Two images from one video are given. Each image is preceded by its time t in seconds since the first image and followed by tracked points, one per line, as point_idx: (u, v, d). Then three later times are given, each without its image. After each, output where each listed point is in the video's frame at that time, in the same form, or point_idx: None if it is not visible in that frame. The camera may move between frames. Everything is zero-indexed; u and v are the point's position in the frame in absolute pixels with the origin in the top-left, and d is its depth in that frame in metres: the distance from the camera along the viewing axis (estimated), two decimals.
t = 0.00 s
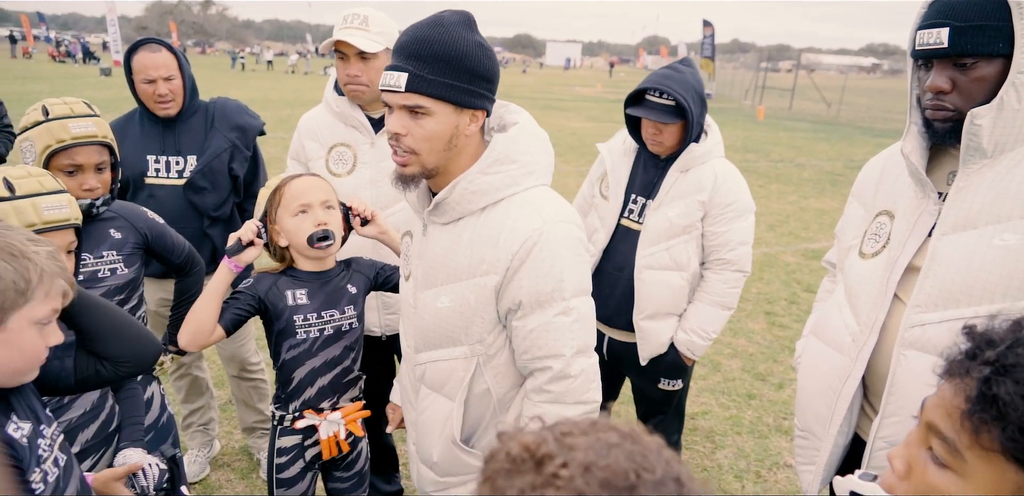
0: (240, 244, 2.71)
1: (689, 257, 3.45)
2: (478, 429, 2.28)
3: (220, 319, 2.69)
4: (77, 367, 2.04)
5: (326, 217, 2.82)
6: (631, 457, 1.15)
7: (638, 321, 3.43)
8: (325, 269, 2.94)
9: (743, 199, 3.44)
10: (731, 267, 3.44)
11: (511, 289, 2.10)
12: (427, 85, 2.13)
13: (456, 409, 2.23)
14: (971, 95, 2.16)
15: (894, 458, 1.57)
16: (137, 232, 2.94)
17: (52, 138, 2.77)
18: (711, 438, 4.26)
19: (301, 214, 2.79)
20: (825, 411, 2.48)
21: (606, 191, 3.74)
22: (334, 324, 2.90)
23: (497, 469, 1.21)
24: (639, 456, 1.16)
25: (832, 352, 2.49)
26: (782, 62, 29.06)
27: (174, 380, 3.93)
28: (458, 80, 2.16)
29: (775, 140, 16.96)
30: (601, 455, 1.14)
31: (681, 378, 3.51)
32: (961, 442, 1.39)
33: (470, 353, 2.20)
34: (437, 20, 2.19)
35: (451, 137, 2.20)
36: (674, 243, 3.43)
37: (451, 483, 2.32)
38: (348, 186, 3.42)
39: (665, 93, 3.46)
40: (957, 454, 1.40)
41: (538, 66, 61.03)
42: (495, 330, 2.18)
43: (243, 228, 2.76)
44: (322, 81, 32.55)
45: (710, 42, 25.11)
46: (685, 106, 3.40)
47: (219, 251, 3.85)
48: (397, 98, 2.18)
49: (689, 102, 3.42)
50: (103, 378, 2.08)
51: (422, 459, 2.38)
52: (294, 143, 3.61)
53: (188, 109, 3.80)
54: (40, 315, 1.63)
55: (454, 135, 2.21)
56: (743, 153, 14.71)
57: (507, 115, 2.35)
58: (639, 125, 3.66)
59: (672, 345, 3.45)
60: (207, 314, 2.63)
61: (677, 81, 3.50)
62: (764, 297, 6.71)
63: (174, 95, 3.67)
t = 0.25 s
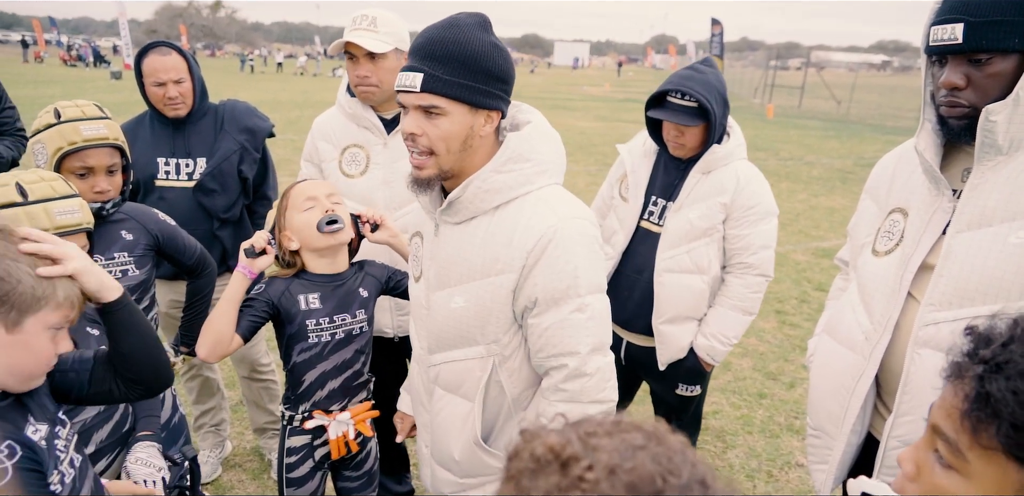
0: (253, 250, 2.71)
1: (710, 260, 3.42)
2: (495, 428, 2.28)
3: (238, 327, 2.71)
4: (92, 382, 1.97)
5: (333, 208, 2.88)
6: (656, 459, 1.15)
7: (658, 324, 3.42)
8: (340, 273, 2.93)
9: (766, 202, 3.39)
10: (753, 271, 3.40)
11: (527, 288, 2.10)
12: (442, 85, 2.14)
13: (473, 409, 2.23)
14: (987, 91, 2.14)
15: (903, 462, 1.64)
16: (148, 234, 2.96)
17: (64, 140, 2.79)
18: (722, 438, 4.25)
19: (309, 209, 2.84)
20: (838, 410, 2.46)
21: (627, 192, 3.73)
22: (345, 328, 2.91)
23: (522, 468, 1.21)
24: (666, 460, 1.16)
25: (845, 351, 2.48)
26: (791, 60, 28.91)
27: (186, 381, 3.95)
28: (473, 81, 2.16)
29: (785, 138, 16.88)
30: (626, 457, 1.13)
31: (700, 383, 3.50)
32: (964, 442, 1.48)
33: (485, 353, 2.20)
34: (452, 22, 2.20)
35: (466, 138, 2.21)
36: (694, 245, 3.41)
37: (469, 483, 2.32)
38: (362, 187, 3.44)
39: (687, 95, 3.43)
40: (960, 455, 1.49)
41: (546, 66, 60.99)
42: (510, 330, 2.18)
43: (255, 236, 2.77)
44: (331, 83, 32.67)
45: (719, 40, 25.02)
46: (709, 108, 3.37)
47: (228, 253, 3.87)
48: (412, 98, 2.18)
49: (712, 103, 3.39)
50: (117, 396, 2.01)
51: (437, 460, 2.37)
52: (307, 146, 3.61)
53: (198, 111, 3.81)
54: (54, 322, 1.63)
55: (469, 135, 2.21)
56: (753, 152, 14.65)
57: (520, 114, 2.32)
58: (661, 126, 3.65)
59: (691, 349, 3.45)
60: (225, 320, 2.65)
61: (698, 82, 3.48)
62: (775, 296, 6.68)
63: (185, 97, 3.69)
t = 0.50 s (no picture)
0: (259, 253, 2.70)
1: (731, 264, 3.41)
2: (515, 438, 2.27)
3: (250, 328, 2.73)
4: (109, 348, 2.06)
5: (344, 211, 2.86)
6: (682, 458, 1.21)
7: (678, 328, 3.42)
8: (350, 271, 2.94)
9: (789, 205, 3.37)
10: (775, 275, 3.38)
11: (550, 296, 2.09)
12: (452, 89, 2.14)
13: (492, 419, 2.21)
14: (1005, 88, 2.12)
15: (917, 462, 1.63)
16: (159, 232, 2.97)
17: (75, 138, 2.80)
18: (731, 437, 4.23)
19: (320, 212, 2.82)
20: (852, 412, 2.45)
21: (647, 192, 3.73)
22: (357, 326, 2.92)
23: (550, 452, 1.29)
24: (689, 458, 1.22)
25: (859, 351, 2.46)
26: (801, 58, 28.76)
27: (196, 379, 3.97)
28: (484, 85, 2.15)
29: (794, 137, 16.80)
30: (651, 452, 1.20)
31: (720, 387, 3.52)
32: (977, 440, 1.49)
33: (505, 362, 2.19)
34: (466, 25, 2.20)
35: (477, 142, 2.19)
36: (715, 248, 3.39)
37: (486, 493, 2.31)
38: (380, 184, 3.42)
39: (709, 96, 3.41)
40: (974, 454, 1.50)
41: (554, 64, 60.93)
42: (531, 338, 2.17)
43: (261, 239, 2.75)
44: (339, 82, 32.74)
45: (728, 38, 24.90)
46: (730, 109, 3.35)
47: (238, 251, 3.88)
48: (423, 102, 2.19)
49: (734, 104, 3.37)
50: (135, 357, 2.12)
51: (454, 470, 2.35)
52: (328, 140, 3.60)
53: (208, 110, 3.83)
54: (78, 331, 1.65)
55: (481, 139, 2.19)
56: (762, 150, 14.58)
57: (538, 120, 2.32)
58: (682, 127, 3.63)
59: (711, 352, 3.46)
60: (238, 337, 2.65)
61: (721, 82, 3.46)
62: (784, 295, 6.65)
63: (195, 96, 3.71)
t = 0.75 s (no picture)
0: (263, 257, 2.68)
1: (751, 266, 3.39)
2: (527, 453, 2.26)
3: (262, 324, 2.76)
4: (123, 376, 1.99)
5: (361, 219, 2.84)
6: (714, 464, 1.20)
7: (695, 329, 3.44)
8: (358, 269, 2.94)
9: (812, 206, 3.33)
10: (795, 277, 3.36)
11: (575, 312, 2.09)
12: (474, 92, 2.14)
13: (506, 434, 2.19)
14: None
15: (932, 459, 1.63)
16: (169, 228, 2.98)
17: (86, 135, 2.81)
18: (741, 436, 4.21)
19: (337, 218, 2.81)
20: (866, 411, 2.43)
21: (668, 190, 3.73)
22: (367, 321, 2.92)
23: (577, 460, 1.28)
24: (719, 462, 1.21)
25: (872, 349, 2.45)
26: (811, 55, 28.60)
27: (205, 375, 3.99)
28: (508, 89, 2.15)
29: (804, 134, 16.71)
30: (683, 458, 1.20)
31: (738, 388, 3.50)
32: (987, 437, 1.49)
33: (524, 376, 2.17)
34: (496, 29, 2.20)
35: (499, 148, 2.18)
36: (734, 250, 3.38)
37: None
38: (402, 179, 3.43)
39: (730, 95, 3.38)
40: (983, 449, 1.49)
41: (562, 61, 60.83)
42: (552, 352, 2.16)
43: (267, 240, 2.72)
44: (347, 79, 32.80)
45: (737, 35, 24.79)
46: (752, 109, 3.32)
47: (247, 247, 3.91)
48: (445, 104, 2.19)
49: (756, 104, 3.34)
50: (145, 388, 2.04)
51: (464, 484, 2.32)
52: (351, 134, 3.61)
53: (218, 107, 3.85)
54: (97, 328, 1.65)
55: (502, 145, 2.18)
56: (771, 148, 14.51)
57: (562, 130, 2.29)
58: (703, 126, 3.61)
59: (729, 354, 3.45)
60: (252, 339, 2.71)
61: (744, 81, 3.43)
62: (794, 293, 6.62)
63: (204, 93, 3.72)
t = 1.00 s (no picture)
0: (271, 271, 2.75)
1: (764, 270, 3.38)
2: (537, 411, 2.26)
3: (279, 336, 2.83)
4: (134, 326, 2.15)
5: (371, 219, 2.83)
6: (751, 476, 1.21)
7: (706, 331, 3.45)
8: (366, 269, 2.94)
9: (829, 209, 3.32)
10: (809, 281, 3.35)
11: (593, 268, 2.06)
12: (483, 44, 2.11)
13: (518, 388, 2.19)
14: None
15: (940, 461, 1.63)
16: (178, 227, 2.97)
17: (96, 134, 2.82)
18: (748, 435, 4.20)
19: (347, 217, 2.80)
20: (879, 411, 2.42)
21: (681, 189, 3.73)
22: (376, 323, 2.93)
23: (607, 468, 1.29)
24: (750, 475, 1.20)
25: (885, 350, 2.44)
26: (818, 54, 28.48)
27: (213, 373, 4.00)
28: (518, 41, 2.11)
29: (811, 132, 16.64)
30: (719, 469, 1.20)
31: (750, 389, 3.58)
32: (990, 436, 1.49)
33: (536, 327, 2.16)
34: None
35: (507, 103, 2.16)
36: (746, 253, 3.37)
37: (508, 466, 2.29)
38: (419, 177, 3.41)
39: (744, 99, 3.35)
40: (987, 447, 1.50)
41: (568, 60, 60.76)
42: (566, 305, 2.15)
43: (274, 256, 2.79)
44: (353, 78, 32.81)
45: (744, 33, 24.71)
46: (767, 113, 3.29)
47: (255, 246, 3.90)
48: (454, 57, 2.16)
49: (771, 109, 3.31)
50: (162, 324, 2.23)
51: (474, 441, 2.32)
52: (372, 130, 3.62)
53: (227, 106, 3.86)
54: (114, 338, 1.66)
55: (511, 100, 2.16)
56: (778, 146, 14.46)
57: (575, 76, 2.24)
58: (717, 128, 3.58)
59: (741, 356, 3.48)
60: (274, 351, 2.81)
61: (760, 84, 3.40)
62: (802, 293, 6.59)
63: (213, 91, 3.72)
